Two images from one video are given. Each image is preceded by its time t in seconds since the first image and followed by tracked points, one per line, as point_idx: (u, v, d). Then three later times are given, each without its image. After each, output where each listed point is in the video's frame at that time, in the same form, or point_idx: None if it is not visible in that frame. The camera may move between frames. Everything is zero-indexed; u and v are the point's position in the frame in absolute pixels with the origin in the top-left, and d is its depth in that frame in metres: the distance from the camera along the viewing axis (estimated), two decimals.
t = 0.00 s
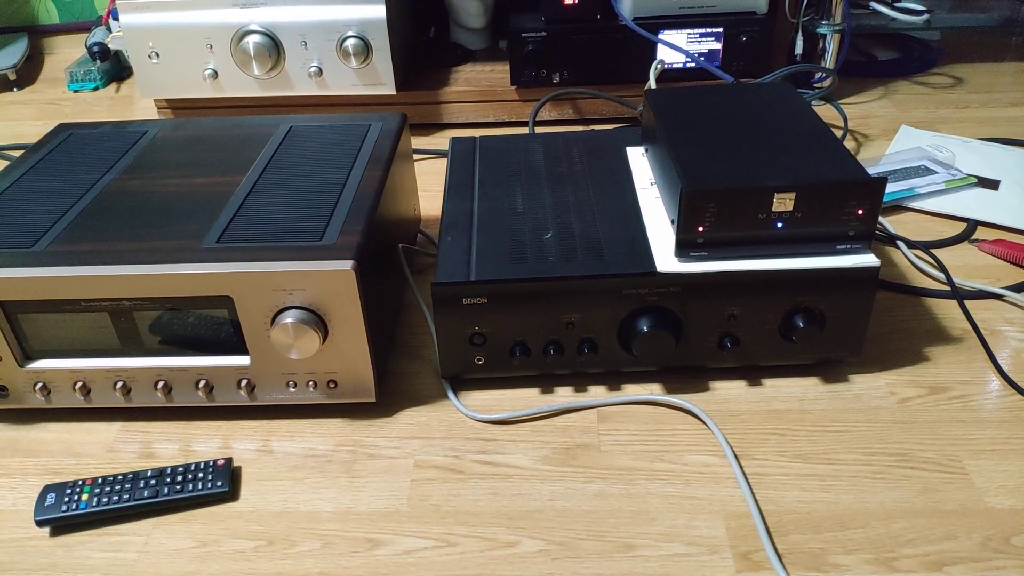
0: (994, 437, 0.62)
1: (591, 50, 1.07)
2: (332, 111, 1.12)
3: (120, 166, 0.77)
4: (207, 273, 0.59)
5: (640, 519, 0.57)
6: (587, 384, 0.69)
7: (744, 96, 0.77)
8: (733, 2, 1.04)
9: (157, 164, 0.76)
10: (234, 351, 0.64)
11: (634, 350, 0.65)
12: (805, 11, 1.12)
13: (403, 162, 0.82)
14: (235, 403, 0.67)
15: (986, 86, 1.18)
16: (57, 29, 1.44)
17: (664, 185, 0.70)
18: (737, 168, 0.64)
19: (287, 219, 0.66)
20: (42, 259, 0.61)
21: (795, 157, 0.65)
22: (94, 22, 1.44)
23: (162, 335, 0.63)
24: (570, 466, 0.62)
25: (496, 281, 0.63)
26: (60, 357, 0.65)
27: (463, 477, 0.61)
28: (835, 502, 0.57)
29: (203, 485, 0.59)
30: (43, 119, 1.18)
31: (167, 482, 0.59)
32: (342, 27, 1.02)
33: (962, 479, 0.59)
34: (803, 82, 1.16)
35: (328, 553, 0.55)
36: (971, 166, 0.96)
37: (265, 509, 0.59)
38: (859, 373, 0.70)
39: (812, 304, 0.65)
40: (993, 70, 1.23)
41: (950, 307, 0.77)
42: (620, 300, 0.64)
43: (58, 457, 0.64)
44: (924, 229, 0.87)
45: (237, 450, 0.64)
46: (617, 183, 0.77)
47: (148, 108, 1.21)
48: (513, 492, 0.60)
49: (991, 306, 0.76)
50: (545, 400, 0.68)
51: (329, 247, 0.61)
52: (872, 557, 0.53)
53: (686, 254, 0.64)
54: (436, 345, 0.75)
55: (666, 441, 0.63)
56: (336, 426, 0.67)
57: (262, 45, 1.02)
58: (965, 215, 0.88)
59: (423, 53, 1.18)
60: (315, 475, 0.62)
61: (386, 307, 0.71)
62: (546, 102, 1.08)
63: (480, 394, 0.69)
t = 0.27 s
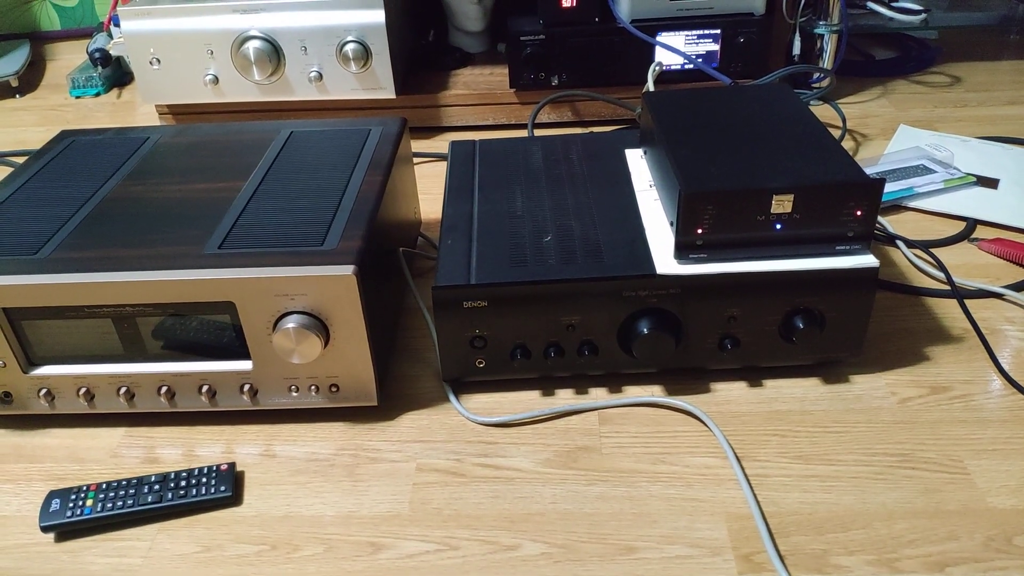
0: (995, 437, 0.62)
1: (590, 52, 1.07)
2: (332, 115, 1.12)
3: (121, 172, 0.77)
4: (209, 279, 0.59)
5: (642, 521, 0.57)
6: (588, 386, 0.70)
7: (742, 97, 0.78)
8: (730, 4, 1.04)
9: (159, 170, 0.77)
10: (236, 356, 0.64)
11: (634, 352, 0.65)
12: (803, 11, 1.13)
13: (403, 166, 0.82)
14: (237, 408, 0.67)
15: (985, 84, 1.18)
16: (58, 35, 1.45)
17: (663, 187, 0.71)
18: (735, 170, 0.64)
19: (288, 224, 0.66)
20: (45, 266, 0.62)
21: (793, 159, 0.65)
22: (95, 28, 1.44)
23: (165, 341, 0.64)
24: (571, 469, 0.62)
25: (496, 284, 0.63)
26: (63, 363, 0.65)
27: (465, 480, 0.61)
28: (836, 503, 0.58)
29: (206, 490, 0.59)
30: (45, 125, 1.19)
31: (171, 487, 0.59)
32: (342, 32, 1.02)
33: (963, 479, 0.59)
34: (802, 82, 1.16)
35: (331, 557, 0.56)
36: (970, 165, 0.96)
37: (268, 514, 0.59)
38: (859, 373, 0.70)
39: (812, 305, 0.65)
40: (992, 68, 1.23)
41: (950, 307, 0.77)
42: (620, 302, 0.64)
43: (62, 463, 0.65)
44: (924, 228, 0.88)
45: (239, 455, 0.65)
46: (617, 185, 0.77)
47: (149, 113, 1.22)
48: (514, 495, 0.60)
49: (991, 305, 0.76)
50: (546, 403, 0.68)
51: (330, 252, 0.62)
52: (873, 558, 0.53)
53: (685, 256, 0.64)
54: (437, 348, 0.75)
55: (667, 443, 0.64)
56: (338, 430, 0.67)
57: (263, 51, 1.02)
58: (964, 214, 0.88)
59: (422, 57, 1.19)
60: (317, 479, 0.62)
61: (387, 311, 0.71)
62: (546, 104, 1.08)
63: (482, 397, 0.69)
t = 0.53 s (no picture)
0: (994, 437, 0.62)
1: (588, 53, 1.07)
2: (330, 115, 1.12)
3: (119, 174, 0.77)
4: (207, 281, 0.59)
5: (641, 522, 0.57)
6: (587, 387, 0.70)
7: (740, 98, 0.78)
8: (728, 4, 1.04)
9: (156, 171, 0.77)
10: (234, 358, 0.64)
11: (632, 353, 0.65)
12: (801, 11, 1.13)
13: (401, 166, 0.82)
14: (235, 410, 0.67)
15: (982, 84, 1.18)
16: (55, 36, 1.44)
17: (660, 188, 0.71)
18: (733, 170, 0.64)
19: (286, 226, 0.66)
20: (42, 268, 0.61)
21: (792, 159, 0.65)
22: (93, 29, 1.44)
23: (162, 343, 0.64)
24: (570, 470, 0.62)
25: (494, 285, 0.63)
26: (60, 365, 0.65)
27: (463, 481, 0.61)
28: (835, 503, 0.58)
29: (204, 493, 0.59)
30: (42, 126, 1.19)
31: (168, 490, 0.59)
32: (340, 32, 1.02)
33: (962, 479, 0.59)
34: (800, 82, 1.16)
35: (329, 559, 0.55)
36: (968, 165, 0.96)
37: (266, 516, 0.59)
38: (858, 373, 0.70)
39: (810, 305, 0.65)
40: (989, 68, 1.24)
41: (949, 307, 0.77)
42: (618, 303, 0.64)
43: (59, 466, 0.65)
44: (922, 228, 0.88)
45: (237, 457, 0.65)
46: (615, 186, 0.77)
47: (147, 114, 1.22)
48: (513, 496, 0.60)
49: (990, 305, 0.76)
50: (545, 404, 0.68)
51: (328, 254, 0.61)
52: (872, 558, 0.53)
53: (683, 257, 0.64)
54: (435, 349, 0.75)
55: (666, 443, 0.63)
56: (336, 431, 0.67)
57: (261, 51, 1.02)
58: (962, 214, 0.88)
59: (420, 57, 1.19)
60: (315, 481, 0.62)
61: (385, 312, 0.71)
62: (544, 104, 1.08)
63: (480, 398, 0.69)
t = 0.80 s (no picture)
0: (995, 437, 0.62)
1: (588, 54, 1.07)
2: (331, 117, 1.12)
3: (120, 176, 0.77)
4: (208, 283, 0.59)
5: (641, 523, 0.57)
6: (588, 388, 0.70)
7: (740, 99, 0.78)
8: (728, 5, 1.04)
9: (157, 173, 0.77)
10: (235, 360, 0.64)
11: (633, 354, 0.65)
12: (801, 12, 1.13)
13: (401, 168, 0.82)
14: (236, 411, 0.67)
15: (983, 84, 1.18)
16: (57, 39, 1.45)
17: (661, 189, 0.71)
18: (733, 171, 0.64)
19: (287, 227, 0.66)
20: (43, 270, 0.62)
21: (792, 160, 0.65)
22: (95, 32, 1.44)
23: (164, 344, 0.64)
24: (570, 471, 0.62)
25: (495, 286, 0.63)
26: (62, 367, 0.65)
27: (464, 483, 0.61)
28: (835, 504, 0.58)
29: (205, 494, 0.59)
30: (44, 128, 1.19)
31: (170, 491, 0.59)
32: (340, 34, 1.02)
33: (963, 480, 0.59)
34: (800, 83, 1.16)
35: (330, 561, 0.55)
36: (968, 165, 0.96)
37: (267, 517, 0.59)
38: (859, 374, 0.70)
39: (811, 306, 0.65)
40: (989, 69, 1.24)
41: (949, 307, 0.77)
42: (618, 304, 0.64)
43: (61, 467, 0.65)
44: (923, 228, 0.88)
45: (238, 458, 0.65)
46: (615, 187, 0.77)
47: (148, 116, 1.22)
48: (514, 497, 0.60)
49: (991, 305, 0.76)
50: (545, 405, 0.68)
51: (329, 255, 0.62)
52: (873, 559, 0.53)
53: (683, 258, 0.64)
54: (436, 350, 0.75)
55: (667, 445, 0.64)
56: (337, 433, 0.67)
57: (261, 53, 1.02)
58: (963, 214, 0.88)
59: (420, 59, 1.19)
60: (316, 482, 0.62)
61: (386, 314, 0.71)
62: (544, 106, 1.08)
63: (481, 399, 0.69)
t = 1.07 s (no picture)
0: (995, 438, 0.62)
1: (588, 54, 1.07)
2: (331, 117, 1.12)
3: (120, 176, 0.77)
4: (207, 283, 0.59)
5: (641, 524, 0.57)
6: (588, 388, 0.70)
7: (740, 99, 0.78)
8: (729, 6, 1.04)
9: (157, 173, 0.77)
10: (234, 360, 0.64)
11: (633, 354, 0.65)
12: (801, 13, 1.13)
13: (401, 168, 0.82)
14: (235, 412, 0.67)
15: (983, 85, 1.18)
16: (57, 38, 1.44)
17: (661, 190, 0.71)
18: (733, 172, 0.64)
19: (287, 227, 0.66)
20: (43, 270, 0.62)
21: (791, 160, 0.65)
22: (94, 32, 1.44)
23: (163, 345, 0.64)
24: (570, 472, 0.62)
25: (495, 286, 0.63)
26: (61, 367, 0.65)
27: (463, 483, 0.61)
28: (835, 505, 0.57)
29: (204, 495, 0.59)
30: (44, 128, 1.19)
31: (169, 492, 0.59)
32: (340, 34, 1.02)
33: (963, 480, 0.59)
34: (800, 83, 1.16)
35: (329, 561, 0.55)
36: (968, 165, 0.96)
37: (266, 518, 0.59)
38: (859, 375, 0.70)
39: (811, 307, 0.65)
40: (989, 69, 1.24)
41: (949, 307, 0.77)
42: (618, 304, 0.64)
43: (60, 468, 0.65)
44: (922, 229, 0.88)
45: (237, 459, 0.65)
46: (615, 187, 0.77)
47: (148, 116, 1.22)
48: (513, 498, 0.60)
49: (991, 306, 0.76)
50: (545, 405, 0.68)
51: (328, 256, 0.61)
52: (873, 560, 0.53)
53: (683, 258, 0.64)
54: (435, 350, 0.75)
55: (667, 445, 0.63)
56: (337, 433, 0.67)
57: (261, 53, 1.02)
58: (962, 214, 0.88)
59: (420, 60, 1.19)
60: (316, 483, 0.62)
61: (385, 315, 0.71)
62: (544, 106, 1.08)
63: (480, 400, 0.69)
